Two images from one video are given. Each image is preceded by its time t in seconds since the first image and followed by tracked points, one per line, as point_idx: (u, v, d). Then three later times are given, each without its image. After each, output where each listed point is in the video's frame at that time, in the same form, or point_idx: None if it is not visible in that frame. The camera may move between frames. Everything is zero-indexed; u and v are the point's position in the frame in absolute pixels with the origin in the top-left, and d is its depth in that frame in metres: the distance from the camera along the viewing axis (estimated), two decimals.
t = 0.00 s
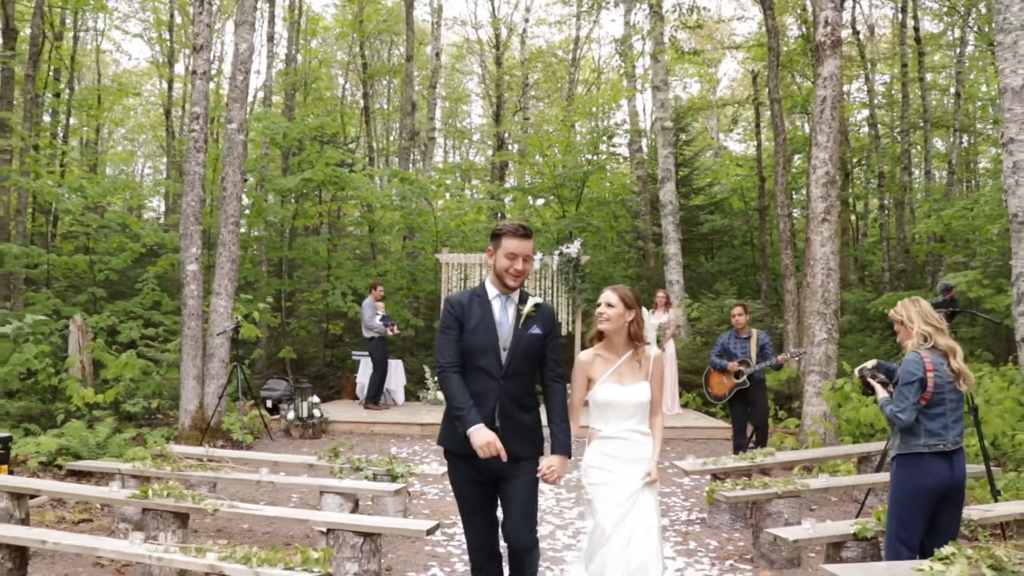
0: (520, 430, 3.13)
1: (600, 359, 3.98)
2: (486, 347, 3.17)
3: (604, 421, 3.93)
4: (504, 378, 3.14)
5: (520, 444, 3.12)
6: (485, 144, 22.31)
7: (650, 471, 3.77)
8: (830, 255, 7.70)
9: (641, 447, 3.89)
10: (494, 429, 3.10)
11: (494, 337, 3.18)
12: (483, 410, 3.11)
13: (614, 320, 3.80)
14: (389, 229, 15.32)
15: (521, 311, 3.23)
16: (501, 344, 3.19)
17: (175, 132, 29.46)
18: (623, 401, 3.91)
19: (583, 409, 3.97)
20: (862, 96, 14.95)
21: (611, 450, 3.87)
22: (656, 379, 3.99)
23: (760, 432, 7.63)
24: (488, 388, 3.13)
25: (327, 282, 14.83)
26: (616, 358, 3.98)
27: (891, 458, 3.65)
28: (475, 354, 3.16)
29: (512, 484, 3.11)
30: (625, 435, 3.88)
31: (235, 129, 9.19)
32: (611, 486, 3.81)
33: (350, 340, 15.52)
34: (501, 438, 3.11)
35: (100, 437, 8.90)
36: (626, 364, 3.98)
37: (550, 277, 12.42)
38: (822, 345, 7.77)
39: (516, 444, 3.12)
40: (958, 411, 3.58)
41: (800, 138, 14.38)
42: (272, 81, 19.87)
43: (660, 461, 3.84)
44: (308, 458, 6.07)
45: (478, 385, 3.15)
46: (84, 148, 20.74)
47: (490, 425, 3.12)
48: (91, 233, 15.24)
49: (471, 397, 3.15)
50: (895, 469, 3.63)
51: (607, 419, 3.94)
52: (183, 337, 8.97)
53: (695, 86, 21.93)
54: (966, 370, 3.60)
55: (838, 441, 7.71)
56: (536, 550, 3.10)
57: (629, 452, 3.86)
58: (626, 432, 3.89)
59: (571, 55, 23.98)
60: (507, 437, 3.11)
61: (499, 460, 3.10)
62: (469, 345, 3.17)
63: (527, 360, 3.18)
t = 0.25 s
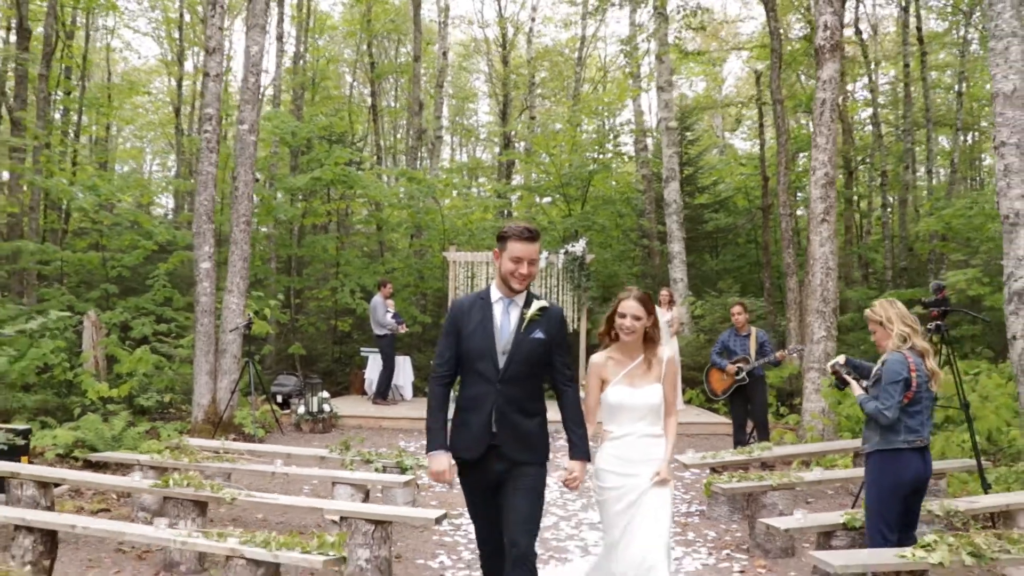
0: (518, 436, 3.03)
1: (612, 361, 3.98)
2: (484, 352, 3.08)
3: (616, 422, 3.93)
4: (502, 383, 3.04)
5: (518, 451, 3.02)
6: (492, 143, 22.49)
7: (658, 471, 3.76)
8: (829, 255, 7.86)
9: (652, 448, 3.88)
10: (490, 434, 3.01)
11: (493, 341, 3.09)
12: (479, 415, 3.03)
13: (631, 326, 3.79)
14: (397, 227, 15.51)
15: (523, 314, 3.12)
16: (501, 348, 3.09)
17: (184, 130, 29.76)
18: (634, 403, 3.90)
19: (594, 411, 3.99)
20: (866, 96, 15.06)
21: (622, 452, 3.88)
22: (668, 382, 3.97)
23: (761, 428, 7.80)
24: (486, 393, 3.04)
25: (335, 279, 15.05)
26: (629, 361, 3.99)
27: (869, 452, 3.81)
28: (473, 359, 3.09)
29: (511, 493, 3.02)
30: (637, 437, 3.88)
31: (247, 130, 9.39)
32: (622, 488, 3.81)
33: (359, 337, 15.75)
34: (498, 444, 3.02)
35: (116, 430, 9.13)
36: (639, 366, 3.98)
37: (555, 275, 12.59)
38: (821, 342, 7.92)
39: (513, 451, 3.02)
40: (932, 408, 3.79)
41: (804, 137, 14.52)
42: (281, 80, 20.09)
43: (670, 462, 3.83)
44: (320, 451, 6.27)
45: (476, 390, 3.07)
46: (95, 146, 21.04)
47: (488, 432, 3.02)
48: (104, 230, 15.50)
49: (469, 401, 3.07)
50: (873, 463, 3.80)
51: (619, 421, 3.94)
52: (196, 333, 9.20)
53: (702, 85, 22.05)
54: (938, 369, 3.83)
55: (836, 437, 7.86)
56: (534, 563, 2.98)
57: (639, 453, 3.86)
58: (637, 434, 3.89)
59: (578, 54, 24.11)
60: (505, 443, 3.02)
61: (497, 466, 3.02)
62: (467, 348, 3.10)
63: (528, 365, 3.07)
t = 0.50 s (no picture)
0: (523, 431, 3.07)
1: (633, 361, 3.92)
2: (492, 347, 3.15)
3: (632, 424, 3.82)
4: (508, 378, 3.10)
5: (523, 446, 3.07)
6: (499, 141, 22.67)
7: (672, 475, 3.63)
8: (829, 254, 8.02)
9: (668, 451, 3.75)
10: (496, 429, 3.07)
11: (501, 337, 3.15)
12: (486, 409, 3.11)
13: (661, 329, 3.74)
14: (405, 225, 15.73)
15: (533, 311, 3.16)
16: (509, 344, 3.14)
17: (193, 128, 30.01)
18: (651, 404, 3.80)
19: (610, 410, 3.89)
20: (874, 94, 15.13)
21: (636, 454, 3.74)
22: (689, 385, 3.88)
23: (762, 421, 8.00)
24: (492, 388, 3.11)
25: (345, 277, 15.27)
26: (650, 361, 3.92)
27: (865, 443, 3.93)
28: (481, 354, 3.17)
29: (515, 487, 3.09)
30: (653, 439, 3.76)
31: (259, 131, 9.59)
32: (634, 490, 3.68)
33: (369, 333, 15.98)
34: (503, 439, 3.07)
35: (131, 424, 9.37)
36: (659, 368, 3.90)
37: (561, 272, 12.77)
38: (821, 339, 8.08)
39: (518, 446, 3.07)
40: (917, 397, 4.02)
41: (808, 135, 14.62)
42: (290, 79, 20.28)
43: (686, 466, 3.69)
44: (333, 444, 6.49)
45: (484, 384, 3.14)
46: (107, 145, 21.30)
47: (494, 426, 3.09)
48: (117, 228, 15.73)
49: (478, 396, 3.16)
50: (867, 454, 3.93)
51: (634, 423, 3.83)
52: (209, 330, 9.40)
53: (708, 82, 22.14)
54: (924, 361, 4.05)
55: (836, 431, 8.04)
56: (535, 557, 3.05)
57: (654, 455, 3.72)
58: (653, 436, 3.77)
59: (585, 52, 24.21)
60: (510, 438, 3.07)
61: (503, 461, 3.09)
62: (476, 344, 3.17)
63: (535, 361, 3.10)
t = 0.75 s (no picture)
0: (545, 421, 2.98)
1: (649, 348, 3.88)
2: (508, 336, 3.03)
3: (649, 411, 3.81)
4: (529, 367, 2.99)
5: (544, 437, 2.97)
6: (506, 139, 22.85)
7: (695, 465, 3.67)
8: (830, 252, 8.17)
9: (686, 440, 3.78)
10: (516, 420, 2.95)
11: (518, 326, 3.04)
12: (505, 401, 2.98)
13: (678, 317, 3.73)
14: (413, 223, 15.94)
15: (549, 298, 3.08)
16: (527, 332, 3.03)
17: (203, 125, 30.29)
18: (669, 392, 3.80)
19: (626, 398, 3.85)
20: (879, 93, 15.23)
21: (654, 441, 3.75)
22: (705, 373, 3.91)
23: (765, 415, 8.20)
24: (512, 378, 2.98)
25: (354, 274, 15.50)
26: (665, 348, 3.90)
27: (874, 437, 4.07)
28: (497, 344, 3.04)
29: (535, 477, 3.01)
30: (670, 428, 3.77)
31: (271, 131, 9.79)
32: (654, 479, 3.70)
33: (377, 330, 16.21)
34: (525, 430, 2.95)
35: (147, 418, 9.59)
36: (675, 355, 3.90)
37: (568, 270, 12.95)
38: (822, 336, 8.25)
39: (539, 437, 2.96)
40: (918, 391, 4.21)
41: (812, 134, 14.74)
42: (300, 79, 20.48)
43: (704, 455, 3.76)
44: (345, 436, 6.69)
45: (501, 375, 3.02)
46: (118, 143, 21.58)
47: (515, 417, 2.96)
48: (129, 226, 15.98)
49: (495, 387, 3.03)
50: (875, 446, 4.08)
51: (651, 411, 3.82)
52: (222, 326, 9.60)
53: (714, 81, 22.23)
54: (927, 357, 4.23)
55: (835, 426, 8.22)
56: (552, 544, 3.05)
57: (673, 444, 3.75)
58: (672, 424, 3.78)
59: (592, 51, 24.32)
60: (531, 429, 2.95)
61: (523, 452, 2.98)
62: (491, 334, 3.05)
63: (554, 349, 3.02)
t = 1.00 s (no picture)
0: (571, 427, 2.84)
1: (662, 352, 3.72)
2: (531, 340, 2.85)
3: (665, 418, 3.63)
4: (553, 372, 2.83)
5: (571, 443, 2.84)
6: (514, 137, 23.02)
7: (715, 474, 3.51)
8: (832, 249, 8.31)
9: (705, 447, 3.58)
10: (544, 428, 2.79)
11: (538, 329, 2.86)
12: (531, 408, 2.80)
13: (686, 321, 3.53)
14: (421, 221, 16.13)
15: (566, 299, 2.92)
16: (548, 336, 2.87)
17: (211, 124, 30.51)
18: (685, 398, 3.61)
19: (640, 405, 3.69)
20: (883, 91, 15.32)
21: (672, 448, 3.56)
22: (722, 376, 3.71)
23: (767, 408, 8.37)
24: (537, 384, 2.81)
25: (363, 271, 15.71)
26: (680, 352, 3.72)
27: (897, 423, 4.25)
28: (517, 349, 2.85)
29: (560, 485, 2.87)
30: (687, 435, 3.57)
31: (282, 131, 9.98)
32: (672, 489, 3.50)
33: (386, 326, 16.43)
34: (553, 437, 2.80)
35: (161, 412, 9.81)
36: (690, 358, 3.70)
37: (574, 267, 13.11)
38: (824, 331, 8.41)
39: (566, 444, 2.82)
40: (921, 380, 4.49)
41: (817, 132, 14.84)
42: (309, 77, 20.68)
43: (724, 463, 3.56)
44: (357, 429, 6.89)
45: (525, 381, 2.84)
46: (129, 141, 21.83)
47: (542, 425, 2.79)
48: (142, 224, 16.21)
49: (517, 395, 2.83)
50: (897, 432, 4.26)
51: (668, 417, 3.63)
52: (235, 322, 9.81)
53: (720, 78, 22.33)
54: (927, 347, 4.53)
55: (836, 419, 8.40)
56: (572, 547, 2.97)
57: (692, 452, 3.55)
58: (689, 430, 3.58)
59: (599, 48, 24.44)
60: (559, 436, 2.81)
61: (549, 460, 2.82)
62: (511, 339, 2.85)
63: (577, 352, 2.88)
